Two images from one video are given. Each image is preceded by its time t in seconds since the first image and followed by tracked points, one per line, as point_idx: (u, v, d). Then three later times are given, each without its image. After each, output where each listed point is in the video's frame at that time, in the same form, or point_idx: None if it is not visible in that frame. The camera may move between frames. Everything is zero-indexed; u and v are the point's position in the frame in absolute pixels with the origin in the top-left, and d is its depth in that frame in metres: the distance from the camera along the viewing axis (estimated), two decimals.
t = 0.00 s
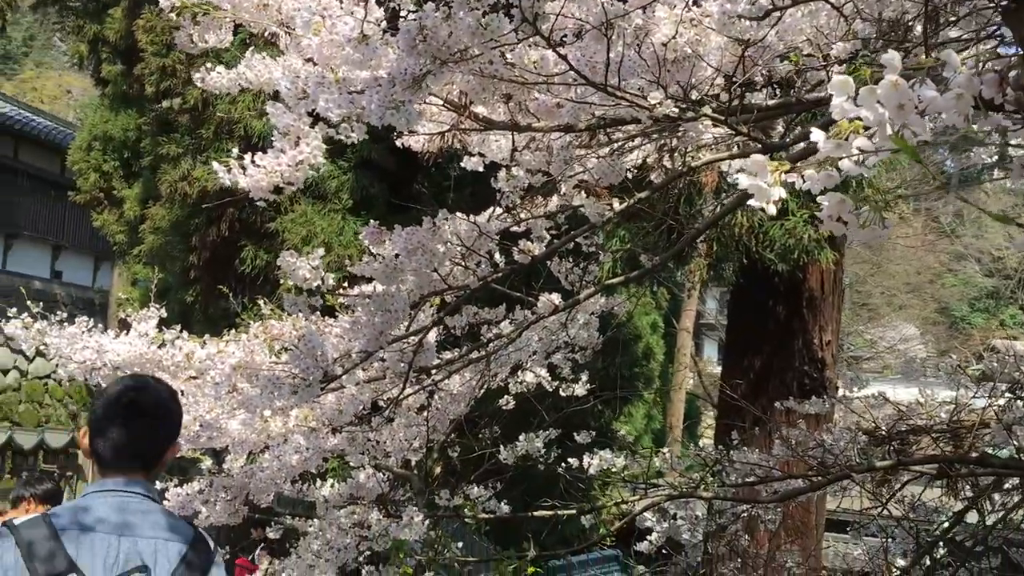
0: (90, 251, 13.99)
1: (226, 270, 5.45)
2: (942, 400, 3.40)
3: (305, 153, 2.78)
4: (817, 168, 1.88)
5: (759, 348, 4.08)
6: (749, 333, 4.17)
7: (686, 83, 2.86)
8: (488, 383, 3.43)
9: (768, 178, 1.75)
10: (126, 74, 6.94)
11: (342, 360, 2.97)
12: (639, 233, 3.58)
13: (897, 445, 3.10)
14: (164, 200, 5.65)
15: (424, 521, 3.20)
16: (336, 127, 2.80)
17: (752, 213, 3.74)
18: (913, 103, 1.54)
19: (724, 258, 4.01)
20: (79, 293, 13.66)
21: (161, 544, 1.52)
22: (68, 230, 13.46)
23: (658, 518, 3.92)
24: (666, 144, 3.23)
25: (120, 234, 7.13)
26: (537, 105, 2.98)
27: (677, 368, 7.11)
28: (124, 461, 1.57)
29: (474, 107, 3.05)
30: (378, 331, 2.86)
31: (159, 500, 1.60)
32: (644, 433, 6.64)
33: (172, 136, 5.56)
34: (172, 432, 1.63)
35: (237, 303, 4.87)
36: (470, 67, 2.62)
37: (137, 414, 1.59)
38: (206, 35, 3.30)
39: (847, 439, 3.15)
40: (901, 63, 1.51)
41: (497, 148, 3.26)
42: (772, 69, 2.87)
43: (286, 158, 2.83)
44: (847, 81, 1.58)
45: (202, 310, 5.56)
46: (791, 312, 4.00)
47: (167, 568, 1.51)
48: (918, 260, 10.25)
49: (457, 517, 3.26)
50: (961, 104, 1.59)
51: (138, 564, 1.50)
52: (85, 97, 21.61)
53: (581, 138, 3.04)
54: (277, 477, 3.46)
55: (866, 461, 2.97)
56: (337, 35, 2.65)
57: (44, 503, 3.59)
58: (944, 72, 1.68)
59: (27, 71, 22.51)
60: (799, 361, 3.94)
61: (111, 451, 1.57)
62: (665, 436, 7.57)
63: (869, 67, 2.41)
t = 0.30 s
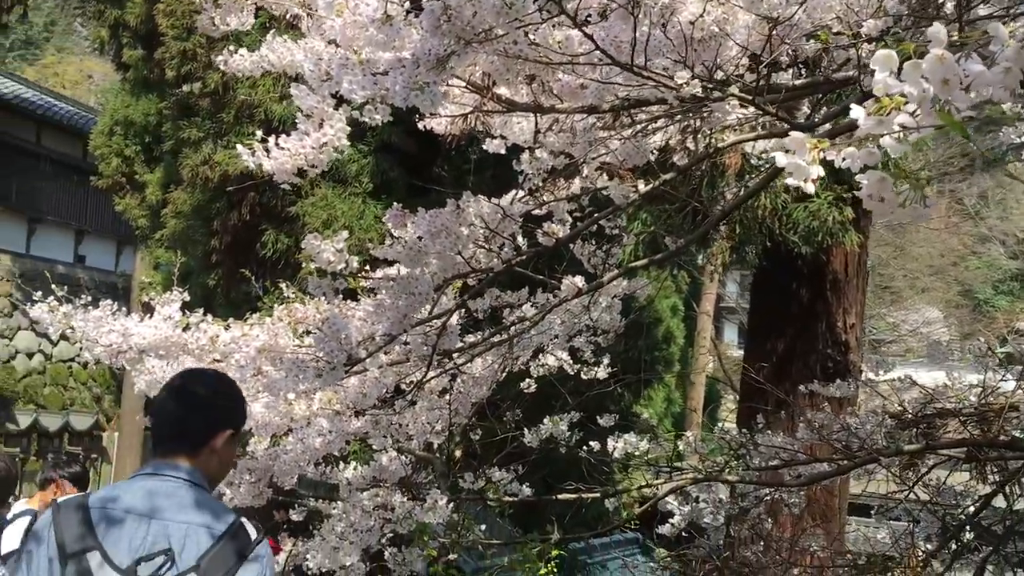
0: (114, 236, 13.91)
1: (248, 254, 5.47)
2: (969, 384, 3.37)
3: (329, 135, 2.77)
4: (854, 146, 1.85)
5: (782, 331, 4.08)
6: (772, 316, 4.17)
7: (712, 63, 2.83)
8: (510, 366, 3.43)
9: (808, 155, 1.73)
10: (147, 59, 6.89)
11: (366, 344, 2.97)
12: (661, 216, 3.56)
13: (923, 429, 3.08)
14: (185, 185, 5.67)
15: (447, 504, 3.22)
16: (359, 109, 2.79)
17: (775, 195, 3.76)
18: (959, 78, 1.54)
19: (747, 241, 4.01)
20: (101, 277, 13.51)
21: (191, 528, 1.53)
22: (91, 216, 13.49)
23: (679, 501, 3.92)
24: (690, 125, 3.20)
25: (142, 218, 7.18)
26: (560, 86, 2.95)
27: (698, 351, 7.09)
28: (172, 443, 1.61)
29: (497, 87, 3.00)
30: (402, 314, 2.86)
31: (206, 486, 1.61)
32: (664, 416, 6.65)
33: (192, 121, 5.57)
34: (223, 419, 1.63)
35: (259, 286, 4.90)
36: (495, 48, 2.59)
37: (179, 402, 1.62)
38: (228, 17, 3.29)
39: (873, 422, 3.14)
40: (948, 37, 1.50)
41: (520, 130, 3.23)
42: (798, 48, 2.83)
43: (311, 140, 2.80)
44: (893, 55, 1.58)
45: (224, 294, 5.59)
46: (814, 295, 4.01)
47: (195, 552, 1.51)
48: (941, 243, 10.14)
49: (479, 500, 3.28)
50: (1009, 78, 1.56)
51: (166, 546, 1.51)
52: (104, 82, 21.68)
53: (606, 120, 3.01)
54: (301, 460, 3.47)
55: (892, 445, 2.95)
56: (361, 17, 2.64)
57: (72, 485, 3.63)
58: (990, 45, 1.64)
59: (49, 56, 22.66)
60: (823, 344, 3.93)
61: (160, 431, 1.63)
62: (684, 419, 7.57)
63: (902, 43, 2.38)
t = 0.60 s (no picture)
0: (132, 222, 14.03)
1: (266, 238, 5.49)
2: (993, 367, 3.34)
3: (350, 117, 2.75)
4: (888, 123, 1.82)
5: (802, 315, 4.09)
6: (792, 299, 4.18)
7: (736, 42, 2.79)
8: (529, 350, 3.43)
9: (847, 131, 1.73)
10: (164, 45, 6.87)
11: (387, 327, 2.97)
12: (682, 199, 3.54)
13: (948, 412, 3.05)
14: (203, 171, 5.69)
15: (467, 488, 3.23)
16: (380, 90, 2.77)
17: (796, 177, 3.84)
18: (1004, 50, 1.51)
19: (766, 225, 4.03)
20: (121, 262, 13.75)
21: (201, 510, 1.56)
22: (107, 202, 13.59)
23: (698, 485, 3.92)
24: (711, 107, 3.18)
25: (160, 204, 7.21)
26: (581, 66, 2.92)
27: (716, 336, 7.08)
28: (194, 426, 1.67)
29: (517, 69, 2.97)
30: (423, 297, 2.86)
31: (225, 469, 1.65)
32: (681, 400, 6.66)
33: (209, 106, 5.58)
34: (244, 403, 1.68)
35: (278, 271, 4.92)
36: (517, 28, 2.57)
37: (206, 382, 1.69)
38: None
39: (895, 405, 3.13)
40: (994, 7, 1.47)
41: (541, 113, 3.21)
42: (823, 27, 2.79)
43: (332, 122, 2.79)
44: (938, 26, 1.54)
45: (242, 279, 5.61)
46: (835, 279, 4.00)
47: (196, 535, 1.53)
48: (960, 226, 10.05)
49: (500, 484, 3.28)
50: None
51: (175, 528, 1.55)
52: (122, 68, 21.76)
53: (627, 101, 2.99)
54: (322, 444, 3.48)
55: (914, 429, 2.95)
56: None
57: (96, 468, 3.66)
58: None
59: (67, 42, 22.82)
60: (844, 328, 3.95)
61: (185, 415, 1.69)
62: (702, 403, 7.57)
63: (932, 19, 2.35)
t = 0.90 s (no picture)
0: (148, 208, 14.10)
1: (284, 223, 5.49)
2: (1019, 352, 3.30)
3: (369, 98, 2.73)
4: (924, 98, 1.79)
5: (822, 300, 4.13)
6: (813, 284, 4.21)
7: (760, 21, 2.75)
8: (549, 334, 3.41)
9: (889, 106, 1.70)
10: (180, 31, 6.89)
11: (407, 311, 2.96)
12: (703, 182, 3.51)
13: (973, 396, 3.01)
14: (220, 156, 5.70)
15: (487, 473, 3.23)
16: (401, 71, 2.74)
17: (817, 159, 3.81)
18: None
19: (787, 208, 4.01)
20: (139, 249, 13.83)
21: (194, 496, 1.57)
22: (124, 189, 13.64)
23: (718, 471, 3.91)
24: (733, 87, 3.14)
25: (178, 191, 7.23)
26: (602, 47, 2.88)
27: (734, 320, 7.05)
28: (196, 409, 1.69)
29: (537, 50, 2.94)
30: (444, 281, 2.84)
31: (223, 454, 1.66)
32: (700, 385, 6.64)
33: (226, 92, 5.58)
34: (242, 383, 1.69)
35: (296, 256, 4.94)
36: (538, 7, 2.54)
37: (206, 363, 1.71)
38: None
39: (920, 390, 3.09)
40: None
41: (561, 95, 3.18)
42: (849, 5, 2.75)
43: (352, 104, 2.77)
44: None
45: (259, 264, 5.61)
46: (856, 263, 4.03)
47: (185, 523, 1.54)
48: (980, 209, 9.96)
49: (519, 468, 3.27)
50: None
51: (169, 515, 1.57)
52: (135, 55, 21.77)
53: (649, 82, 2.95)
54: (342, 428, 3.48)
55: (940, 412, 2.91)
56: None
57: (118, 452, 3.68)
58: None
59: (83, 28, 22.89)
60: (865, 312, 3.99)
61: (187, 399, 1.72)
62: (719, 387, 7.56)
63: None
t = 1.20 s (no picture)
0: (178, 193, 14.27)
1: (312, 208, 5.52)
2: None
3: (398, 81, 2.73)
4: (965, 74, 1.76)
5: (853, 282, 4.07)
6: (844, 266, 4.14)
7: None
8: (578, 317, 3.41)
9: (928, 82, 1.67)
10: (208, 16, 6.93)
11: (435, 295, 2.97)
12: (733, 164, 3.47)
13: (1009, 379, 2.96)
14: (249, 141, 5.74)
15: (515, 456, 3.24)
16: (429, 54, 2.73)
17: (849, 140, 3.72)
18: None
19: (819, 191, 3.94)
20: (168, 234, 14.01)
21: (202, 480, 1.60)
22: (154, 174, 13.81)
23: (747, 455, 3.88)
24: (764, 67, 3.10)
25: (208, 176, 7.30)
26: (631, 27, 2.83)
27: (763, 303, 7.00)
28: (203, 392, 1.72)
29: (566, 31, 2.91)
30: (472, 265, 2.81)
31: (231, 437, 1.69)
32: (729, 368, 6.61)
33: (254, 77, 5.62)
34: (247, 364, 1.72)
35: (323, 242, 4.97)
36: None
37: (210, 349, 1.73)
38: None
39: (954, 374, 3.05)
40: None
41: (590, 76, 3.16)
42: None
43: (380, 87, 2.77)
44: None
45: (288, 249, 5.66)
46: (888, 245, 3.98)
47: (193, 507, 1.57)
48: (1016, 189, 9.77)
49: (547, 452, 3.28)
50: None
51: (178, 500, 1.59)
52: (162, 41, 21.93)
53: (678, 62, 2.91)
54: (370, 413, 3.50)
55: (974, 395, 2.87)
56: None
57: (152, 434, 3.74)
58: None
59: (112, 17, 23.11)
60: (898, 295, 3.93)
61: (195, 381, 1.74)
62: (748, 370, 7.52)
63: None
